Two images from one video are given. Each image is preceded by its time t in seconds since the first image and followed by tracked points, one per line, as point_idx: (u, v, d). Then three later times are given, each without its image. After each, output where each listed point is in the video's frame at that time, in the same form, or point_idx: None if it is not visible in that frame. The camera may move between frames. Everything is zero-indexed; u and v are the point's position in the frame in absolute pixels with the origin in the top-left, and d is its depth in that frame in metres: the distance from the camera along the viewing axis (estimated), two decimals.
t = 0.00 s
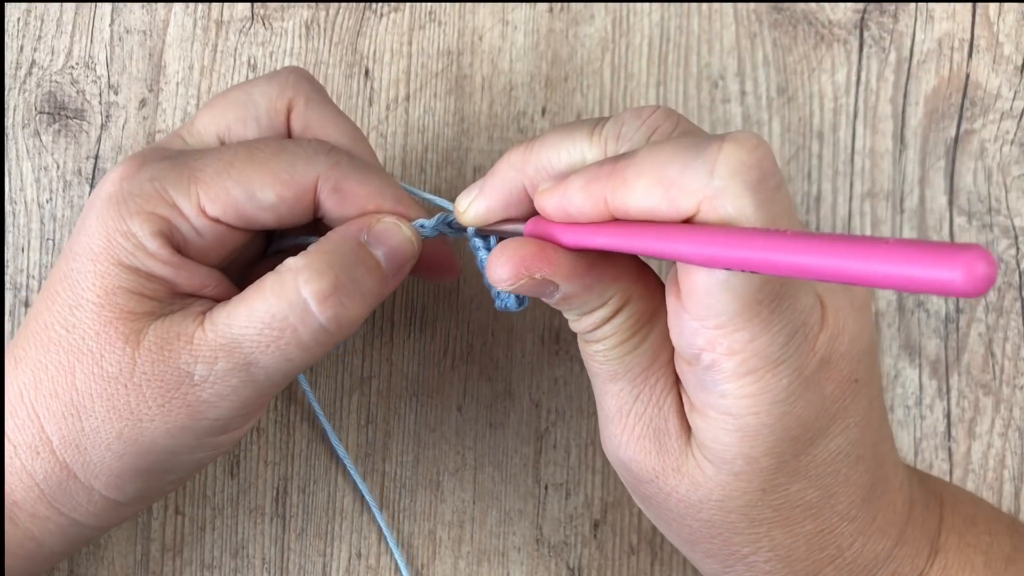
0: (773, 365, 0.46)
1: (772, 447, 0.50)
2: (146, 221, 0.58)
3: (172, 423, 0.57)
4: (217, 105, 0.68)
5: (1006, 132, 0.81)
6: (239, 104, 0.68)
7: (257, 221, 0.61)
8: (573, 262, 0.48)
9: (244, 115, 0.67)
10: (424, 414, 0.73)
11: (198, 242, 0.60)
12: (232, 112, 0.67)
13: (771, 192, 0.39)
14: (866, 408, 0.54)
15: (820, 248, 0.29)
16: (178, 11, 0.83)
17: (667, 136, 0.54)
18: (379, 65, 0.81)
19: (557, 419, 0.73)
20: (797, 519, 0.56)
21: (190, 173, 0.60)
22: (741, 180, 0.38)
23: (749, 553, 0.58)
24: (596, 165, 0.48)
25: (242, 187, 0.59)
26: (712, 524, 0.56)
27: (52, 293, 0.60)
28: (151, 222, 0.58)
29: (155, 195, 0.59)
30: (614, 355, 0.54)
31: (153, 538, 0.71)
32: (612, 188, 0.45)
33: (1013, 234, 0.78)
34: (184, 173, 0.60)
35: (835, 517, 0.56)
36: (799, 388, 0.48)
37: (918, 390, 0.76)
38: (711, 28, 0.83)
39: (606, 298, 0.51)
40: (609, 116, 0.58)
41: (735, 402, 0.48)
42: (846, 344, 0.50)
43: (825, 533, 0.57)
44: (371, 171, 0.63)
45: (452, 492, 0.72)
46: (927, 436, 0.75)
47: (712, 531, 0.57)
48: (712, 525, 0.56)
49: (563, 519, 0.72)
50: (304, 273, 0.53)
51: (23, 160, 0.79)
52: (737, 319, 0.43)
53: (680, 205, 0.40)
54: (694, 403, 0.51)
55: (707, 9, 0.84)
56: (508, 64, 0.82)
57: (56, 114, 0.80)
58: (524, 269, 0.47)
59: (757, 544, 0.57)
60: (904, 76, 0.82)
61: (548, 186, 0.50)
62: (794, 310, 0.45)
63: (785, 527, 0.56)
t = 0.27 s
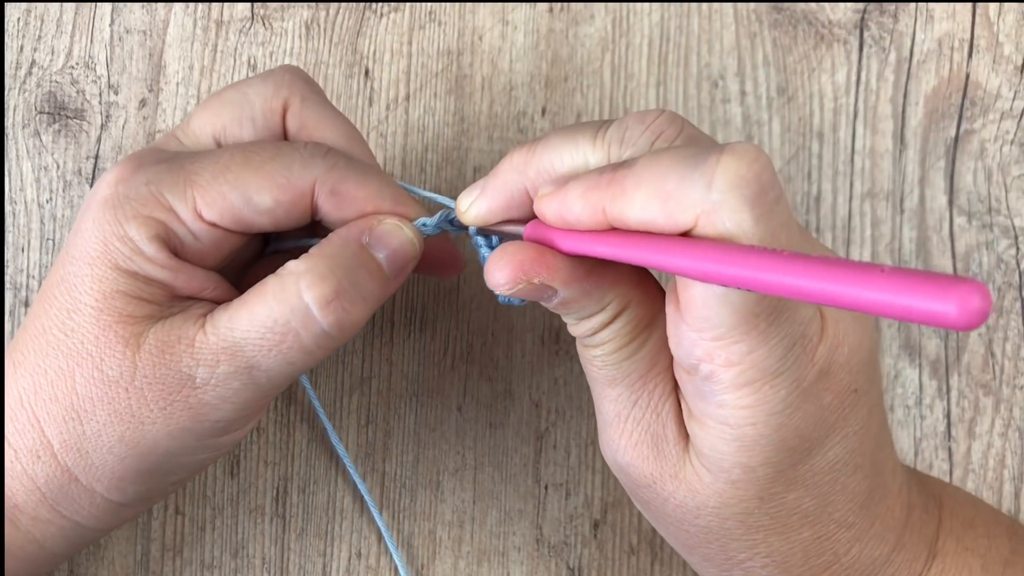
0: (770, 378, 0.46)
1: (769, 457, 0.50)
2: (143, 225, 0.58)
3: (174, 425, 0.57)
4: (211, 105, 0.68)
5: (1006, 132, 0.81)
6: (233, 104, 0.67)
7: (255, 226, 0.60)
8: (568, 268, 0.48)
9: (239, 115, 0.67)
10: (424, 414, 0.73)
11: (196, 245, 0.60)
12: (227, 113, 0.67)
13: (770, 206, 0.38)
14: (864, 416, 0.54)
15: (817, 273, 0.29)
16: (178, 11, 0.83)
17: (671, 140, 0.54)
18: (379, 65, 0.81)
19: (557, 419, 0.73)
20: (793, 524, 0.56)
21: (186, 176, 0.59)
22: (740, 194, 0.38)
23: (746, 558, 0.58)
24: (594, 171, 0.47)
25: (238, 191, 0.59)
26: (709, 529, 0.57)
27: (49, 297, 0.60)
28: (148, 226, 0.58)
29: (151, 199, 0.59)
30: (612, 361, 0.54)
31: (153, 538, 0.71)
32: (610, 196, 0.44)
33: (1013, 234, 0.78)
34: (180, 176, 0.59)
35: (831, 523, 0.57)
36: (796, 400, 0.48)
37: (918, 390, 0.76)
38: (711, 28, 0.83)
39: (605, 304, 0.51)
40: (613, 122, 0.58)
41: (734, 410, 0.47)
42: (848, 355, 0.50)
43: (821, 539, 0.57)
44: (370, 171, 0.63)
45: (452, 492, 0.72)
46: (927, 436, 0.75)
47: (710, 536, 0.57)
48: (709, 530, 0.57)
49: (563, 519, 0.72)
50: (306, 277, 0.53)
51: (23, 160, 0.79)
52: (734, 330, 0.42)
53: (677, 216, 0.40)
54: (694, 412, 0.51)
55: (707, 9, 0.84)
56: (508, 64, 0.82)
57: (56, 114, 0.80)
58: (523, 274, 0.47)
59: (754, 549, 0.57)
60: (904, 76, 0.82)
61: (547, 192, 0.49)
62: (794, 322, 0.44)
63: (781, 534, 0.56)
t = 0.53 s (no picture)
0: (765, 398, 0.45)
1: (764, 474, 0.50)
2: (137, 233, 0.57)
3: (174, 432, 0.57)
4: (202, 106, 0.67)
5: (1006, 132, 0.81)
6: (224, 104, 0.66)
7: (249, 230, 0.60)
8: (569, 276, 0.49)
9: (230, 116, 0.66)
10: (424, 413, 0.73)
11: (190, 251, 0.59)
12: (218, 114, 0.66)
13: (769, 227, 0.38)
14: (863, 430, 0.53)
15: (816, 306, 0.29)
16: (178, 11, 0.83)
17: (675, 151, 0.52)
18: (379, 65, 0.81)
19: (557, 419, 0.73)
20: (792, 537, 0.56)
21: (179, 181, 0.58)
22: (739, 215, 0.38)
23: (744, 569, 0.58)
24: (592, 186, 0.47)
25: (233, 197, 0.58)
26: (706, 540, 0.57)
27: (46, 306, 0.60)
28: (142, 234, 0.57)
29: (145, 206, 0.58)
30: (610, 373, 0.54)
31: (153, 537, 0.71)
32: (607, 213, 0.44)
33: (1013, 234, 0.78)
34: (173, 181, 0.58)
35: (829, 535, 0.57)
36: (792, 419, 0.47)
37: (918, 390, 0.76)
38: (711, 28, 0.83)
39: (604, 315, 0.51)
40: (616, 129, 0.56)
41: (731, 429, 0.47)
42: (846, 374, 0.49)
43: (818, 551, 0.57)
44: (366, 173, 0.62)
45: (452, 491, 0.72)
46: (927, 436, 0.75)
47: (708, 548, 0.57)
48: (707, 541, 0.57)
49: (563, 519, 0.72)
50: (305, 286, 0.53)
51: (23, 160, 0.79)
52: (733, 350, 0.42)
53: (675, 237, 0.40)
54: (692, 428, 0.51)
55: (707, 9, 0.84)
56: (508, 64, 0.82)
57: (56, 114, 0.80)
58: (521, 283, 0.48)
59: (752, 560, 0.58)
60: (904, 76, 0.82)
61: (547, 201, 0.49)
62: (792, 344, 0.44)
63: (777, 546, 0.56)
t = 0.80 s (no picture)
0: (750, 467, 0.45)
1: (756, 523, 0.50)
2: (120, 255, 0.56)
3: (175, 447, 0.58)
4: (177, 109, 0.66)
5: (1006, 132, 0.81)
6: (201, 108, 0.66)
7: (234, 244, 0.59)
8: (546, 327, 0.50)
9: (207, 120, 0.66)
10: (424, 414, 0.73)
11: (176, 269, 0.59)
12: (196, 118, 0.65)
13: (747, 326, 0.39)
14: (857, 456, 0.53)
15: (791, 473, 0.33)
16: (178, 11, 0.83)
17: (674, 213, 0.50)
18: (379, 65, 0.81)
19: (557, 419, 0.73)
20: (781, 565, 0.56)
21: (157, 197, 0.57)
22: (721, 318, 0.39)
23: None
24: (571, 245, 0.46)
25: (215, 215, 0.57)
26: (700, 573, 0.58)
27: (36, 329, 0.59)
28: (126, 256, 0.57)
29: (124, 227, 0.57)
30: (597, 413, 0.56)
31: (154, 538, 0.71)
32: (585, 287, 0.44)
33: (1013, 234, 0.78)
34: (151, 198, 0.57)
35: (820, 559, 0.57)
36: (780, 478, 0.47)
37: (918, 390, 0.76)
38: (711, 28, 0.83)
39: (584, 362, 0.53)
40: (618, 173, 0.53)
41: (718, 491, 0.48)
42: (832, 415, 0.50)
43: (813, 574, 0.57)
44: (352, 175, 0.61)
45: (452, 491, 0.72)
46: (927, 436, 0.75)
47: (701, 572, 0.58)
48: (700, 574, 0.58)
49: (563, 519, 0.72)
50: (296, 304, 0.53)
51: (23, 160, 0.79)
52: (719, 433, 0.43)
53: (656, 329, 0.40)
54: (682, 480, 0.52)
55: (707, 9, 0.84)
56: (508, 64, 0.82)
57: (56, 114, 0.80)
58: (501, 333, 0.49)
59: None
60: (904, 76, 0.82)
61: (529, 250, 0.48)
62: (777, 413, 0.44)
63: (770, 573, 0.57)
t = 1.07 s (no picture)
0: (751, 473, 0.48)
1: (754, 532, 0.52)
2: (112, 247, 0.56)
3: (173, 439, 0.58)
4: (164, 101, 0.66)
5: (1006, 132, 0.81)
6: (187, 98, 0.66)
7: (225, 236, 0.58)
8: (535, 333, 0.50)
9: (195, 109, 0.65)
10: (424, 413, 0.73)
11: (168, 261, 0.58)
12: (183, 107, 0.65)
13: (727, 335, 0.43)
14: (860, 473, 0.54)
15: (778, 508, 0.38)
16: (178, 11, 0.83)
17: (717, 191, 0.51)
18: (379, 65, 0.81)
19: (557, 419, 0.73)
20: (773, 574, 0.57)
21: (147, 188, 0.57)
22: (705, 332, 0.42)
23: None
24: (559, 256, 0.48)
25: (204, 207, 0.56)
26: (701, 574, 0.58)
27: (31, 323, 0.59)
28: (118, 248, 0.56)
29: (115, 218, 0.56)
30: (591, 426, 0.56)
31: (153, 538, 0.71)
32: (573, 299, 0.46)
33: (1013, 234, 0.78)
34: (141, 189, 0.57)
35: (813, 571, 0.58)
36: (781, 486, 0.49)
37: (918, 389, 0.76)
38: (711, 27, 0.83)
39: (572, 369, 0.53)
40: (667, 149, 0.55)
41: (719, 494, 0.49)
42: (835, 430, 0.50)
43: None
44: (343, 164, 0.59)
45: (452, 491, 0.72)
46: (927, 436, 0.75)
47: None
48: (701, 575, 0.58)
49: (563, 519, 0.72)
50: (288, 293, 0.53)
51: (22, 159, 0.79)
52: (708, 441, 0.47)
53: (642, 342, 0.43)
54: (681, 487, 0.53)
55: (707, 8, 0.84)
56: (508, 63, 0.82)
57: (56, 114, 0.80)
58: (491, 334, 0.50)
59: None
60: (904, 75, 0.82)
61: (519, 260, 0.49)
62: (772, 419, 0.47)
63: None
